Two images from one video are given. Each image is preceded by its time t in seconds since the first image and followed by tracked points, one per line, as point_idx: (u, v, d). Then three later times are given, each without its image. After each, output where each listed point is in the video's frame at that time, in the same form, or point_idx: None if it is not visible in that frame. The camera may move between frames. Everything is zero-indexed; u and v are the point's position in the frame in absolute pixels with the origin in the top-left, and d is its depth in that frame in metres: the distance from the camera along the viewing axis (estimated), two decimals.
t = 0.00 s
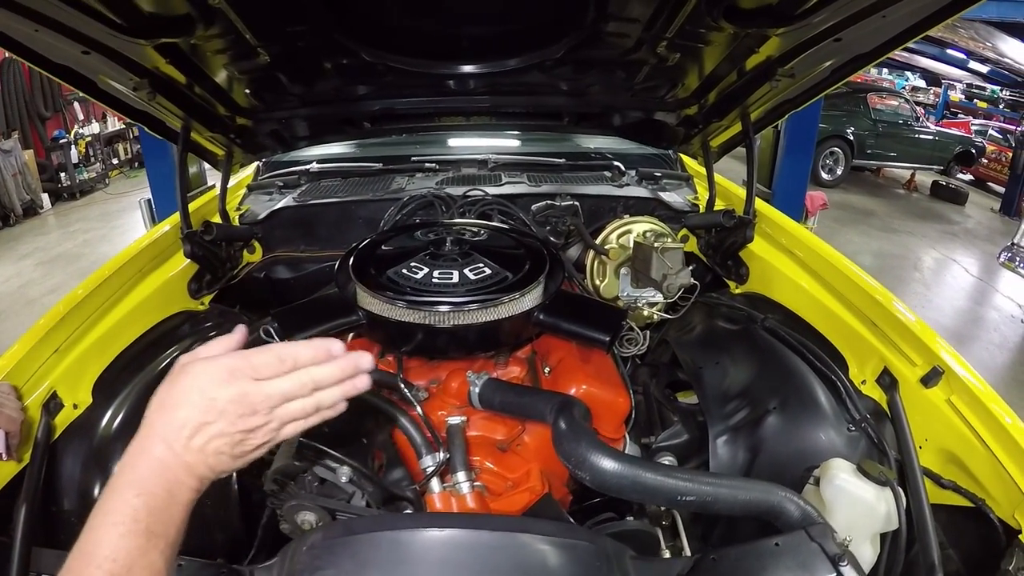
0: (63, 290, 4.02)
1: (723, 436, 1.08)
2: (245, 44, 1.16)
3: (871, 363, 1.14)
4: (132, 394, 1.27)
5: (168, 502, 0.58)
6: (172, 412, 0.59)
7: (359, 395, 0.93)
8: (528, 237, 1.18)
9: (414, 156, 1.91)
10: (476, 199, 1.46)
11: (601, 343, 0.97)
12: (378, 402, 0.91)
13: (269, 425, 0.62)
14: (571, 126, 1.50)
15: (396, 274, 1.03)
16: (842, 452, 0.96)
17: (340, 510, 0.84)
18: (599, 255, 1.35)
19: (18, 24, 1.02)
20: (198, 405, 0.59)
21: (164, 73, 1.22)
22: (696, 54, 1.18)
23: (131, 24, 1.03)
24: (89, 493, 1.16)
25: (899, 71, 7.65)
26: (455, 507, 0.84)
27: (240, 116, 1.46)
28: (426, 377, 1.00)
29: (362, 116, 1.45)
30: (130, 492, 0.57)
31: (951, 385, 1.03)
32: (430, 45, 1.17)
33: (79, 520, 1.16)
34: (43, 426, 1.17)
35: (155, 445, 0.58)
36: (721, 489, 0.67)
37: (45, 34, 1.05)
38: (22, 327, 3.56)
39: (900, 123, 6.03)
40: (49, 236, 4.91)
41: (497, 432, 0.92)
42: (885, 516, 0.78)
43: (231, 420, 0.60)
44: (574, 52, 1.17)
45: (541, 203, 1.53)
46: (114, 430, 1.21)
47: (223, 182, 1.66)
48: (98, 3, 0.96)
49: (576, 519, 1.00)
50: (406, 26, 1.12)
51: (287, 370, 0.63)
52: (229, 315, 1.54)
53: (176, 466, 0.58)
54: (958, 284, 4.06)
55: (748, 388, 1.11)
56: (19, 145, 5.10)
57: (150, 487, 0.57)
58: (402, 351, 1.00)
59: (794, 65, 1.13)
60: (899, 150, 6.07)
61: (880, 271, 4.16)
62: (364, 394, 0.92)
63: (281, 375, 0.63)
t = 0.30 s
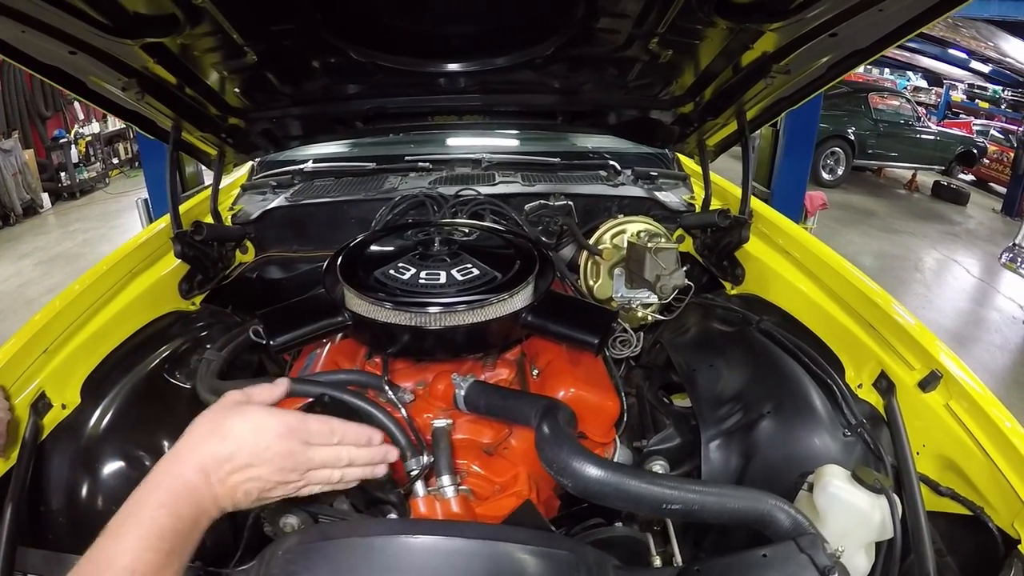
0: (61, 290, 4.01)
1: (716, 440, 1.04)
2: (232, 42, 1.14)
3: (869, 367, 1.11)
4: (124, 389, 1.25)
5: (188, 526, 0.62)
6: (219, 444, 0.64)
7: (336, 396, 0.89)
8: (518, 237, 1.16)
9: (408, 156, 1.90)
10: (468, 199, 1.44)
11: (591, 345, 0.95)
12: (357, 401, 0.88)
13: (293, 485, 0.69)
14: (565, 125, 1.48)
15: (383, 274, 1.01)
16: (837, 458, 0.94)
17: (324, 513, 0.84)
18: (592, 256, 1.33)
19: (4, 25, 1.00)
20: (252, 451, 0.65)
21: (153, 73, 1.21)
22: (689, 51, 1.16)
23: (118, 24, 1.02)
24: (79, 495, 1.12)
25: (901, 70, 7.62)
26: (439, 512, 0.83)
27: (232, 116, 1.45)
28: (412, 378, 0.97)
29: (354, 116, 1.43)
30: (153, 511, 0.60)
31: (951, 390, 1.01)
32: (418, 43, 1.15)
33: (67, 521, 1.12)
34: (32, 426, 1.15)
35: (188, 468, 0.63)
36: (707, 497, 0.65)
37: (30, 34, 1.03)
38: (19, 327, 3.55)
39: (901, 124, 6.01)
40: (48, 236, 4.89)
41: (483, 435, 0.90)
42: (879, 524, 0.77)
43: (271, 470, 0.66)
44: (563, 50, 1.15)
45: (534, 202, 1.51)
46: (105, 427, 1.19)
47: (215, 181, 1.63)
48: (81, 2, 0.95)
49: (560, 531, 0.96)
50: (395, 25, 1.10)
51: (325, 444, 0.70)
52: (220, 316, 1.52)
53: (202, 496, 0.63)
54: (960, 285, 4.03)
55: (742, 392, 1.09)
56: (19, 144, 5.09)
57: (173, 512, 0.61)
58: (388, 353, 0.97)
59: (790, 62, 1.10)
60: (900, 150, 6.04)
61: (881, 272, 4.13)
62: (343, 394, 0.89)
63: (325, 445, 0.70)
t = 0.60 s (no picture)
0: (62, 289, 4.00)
1: (708, 445, 1.03)
2: (220, 42, 1.13)
3: (867, 372, 1.09)
4: (115, 387, 1.24)
5: (93, 554, 0.56)
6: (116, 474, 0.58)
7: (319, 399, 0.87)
8: (509, 237, 1.14)
9: (403, 155, 1.88)
10: (461, 198, 1.42)
11: (580, 349, 0.93)
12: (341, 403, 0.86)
13: (202, 498, 0.61)
14: (559, 124, 1.46)
15: (370, 275, 0.99)
16: (833, 465, 0.92)
17: (304, 517, 0.80)
18: (586, 257, 1.31)
19: None
20: (143, 466, 0.59)
21: (143, 73, 1.20)
22: (682, 49, 1.14)
23: (104, 24, 1.01)
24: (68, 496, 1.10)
25: (904, 70, 7.59)
26: (422, 517, 0.81)
27: (224, 116, 1.43)
28: (399, 381, 0.96)
29: (346, 115, 1.41)
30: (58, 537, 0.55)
31: (950, 397, 0.99)
32: (405, 40, 1.13)
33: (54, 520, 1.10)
34: (18, 427, 1.14)
35: (82, 497, 0.57)
36: (693, 508, 0.63)
37: (17, 35, 1.03)
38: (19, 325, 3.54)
39: (904, 124, 5.97)
40: (49, 234, 4.89)
41: (470, 439, 0.89)
42: (874, 536, 0.75)
43: (171, 485, 0.59)
44: (554, 47, 1.13)
45: (528, 202, 1.49)
46: (94, 425, 1.17)
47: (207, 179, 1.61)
48: (66, 3, 0.94)
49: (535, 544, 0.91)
50: (384, 22, 1.08)
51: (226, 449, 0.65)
52: (215, 314, 1.50)
53: (110, 523, 0.57)
54: (962, 286, 4.00)
55: (737, 396, 1.07)
56: (21, 143, 5.08)
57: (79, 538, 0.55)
58: (374, 354, 0.95)
59: (786, 58, 1.08)
60: (903, 151, 6.01)
61: (883, 273, 4.10)
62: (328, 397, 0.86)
63: (228, 454, 0.65)
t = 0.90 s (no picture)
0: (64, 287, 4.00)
1: (706, 452, 1.02)
2: (213, 40, 1.11)
3: (869, 379, 1.07)
4: (109, 386, 1.21)
5: None
6: None
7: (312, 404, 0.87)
8: (505, 238, 1.12)
9: (402, 155, 1.86)
10: (459, 198, 1.40)
11: (575, 352, 0.91)
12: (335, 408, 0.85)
13: None
14: (559, 124, 1.44)
15: (363, 276, 0.97)
16: (833, 474, 0.91)
17: (293, 522, 0.78)
18: (585, 258, 1.29)
19: None
20: None
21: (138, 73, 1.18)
22: (682, 47, 1.12)
23: (97, 24, 0.99)
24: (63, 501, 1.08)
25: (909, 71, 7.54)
26: (412, 523, 0.79)
27: (221, 116, 1.42)
28: (392, 384, 0.94)
29: (343, 115, 1.40)
30: None
31: (954, 404, 0.97)
32: (399, 39, 1.11)
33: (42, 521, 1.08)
34: (10, 428, 1.11)
35: None
36: (686, 519, 0.61)
37: (9, 34, 1.01)
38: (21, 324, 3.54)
39: (910, 125, 5.93)
40: (53, 232, 4.89)
41: (462, 444, 0.87)
42: (875, 548, 0.73)
43: None
44: (552, 45, 1.11)
45: (528, 203, 1.47)
46: (89, 424, 1.14)
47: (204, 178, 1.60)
48: (57, 2, 0.92)
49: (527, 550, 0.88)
50: (378, 20, 1.06)
51: (14, 493, 0.97)
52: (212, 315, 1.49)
53: None
54: (967, 289, 3.96)
55: (736, 402, 1.05)
56: (24, 141, 5.08)
57: None
58: (367, 357, 0.94)
59: (788, 57, 1.06)
60: (908, 152, 5.97)
61: (887, 275, 4.07)
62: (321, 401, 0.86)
63: None
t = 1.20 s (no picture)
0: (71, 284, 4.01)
1: (709, 457, 1.00)
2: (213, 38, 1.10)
3: (877, 385, 1.05)
4: (109, 383, 1.19)
5: None
6: None
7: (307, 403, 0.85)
8: (506, 238, 1.11)
9: (406, 153, 1.85)
10: (462, 197, 1.39)
11: (576, 355, 0.90)
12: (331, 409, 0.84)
13: None
14: (564, 123, 1.42)
15: (362, 276, 0.96)
16: (838, 482, 0.89)
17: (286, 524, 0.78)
18: (589, 258, 1.27)
19: None
20: None
21: (139, 71, 1.18)
22: (687, 44, 1.10)
23: (97, 21, 0.98)
24: (61, 500, 1.07)
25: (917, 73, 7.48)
26: (409, 526, 0.80)
27: (223, 114, 1.41)
28: (390, 385, 0.92)
29: (346, 113, 1.38)
30: None
31: (963, 411, 0.94)
32: (399, 35, 1.10)
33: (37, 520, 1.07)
34: (8, 425, 1.10)
35: None
36: (684, 528, 0.60)
37: (9, 32, 1.00)
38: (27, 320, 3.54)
39: (919, 127, 5.88)
40: (60, 229, 4.91)
41: (459, 447, 0.85)
42: (880, 559, 0.71)
43: None
44: (555, 43, 1.10)
45: (532, 202, 1.45)
46: (87, 421, 1.12)
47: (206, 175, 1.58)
48: None
49: (523, 557, 0.86)
50: (379, 17, 1.05)
51: None
52: (213, 313, 1.48)
53: None
54: (976, 292, 3.92)
55: (740, 407, 1.03)
56: (33, 138, 5.10)
57: None
58: (365, 357, 0.92)
59: (795, 54, 1.04)
60: (917, 154, 5.92)
61: (895, 278, 4.03)
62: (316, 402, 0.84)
63: None
